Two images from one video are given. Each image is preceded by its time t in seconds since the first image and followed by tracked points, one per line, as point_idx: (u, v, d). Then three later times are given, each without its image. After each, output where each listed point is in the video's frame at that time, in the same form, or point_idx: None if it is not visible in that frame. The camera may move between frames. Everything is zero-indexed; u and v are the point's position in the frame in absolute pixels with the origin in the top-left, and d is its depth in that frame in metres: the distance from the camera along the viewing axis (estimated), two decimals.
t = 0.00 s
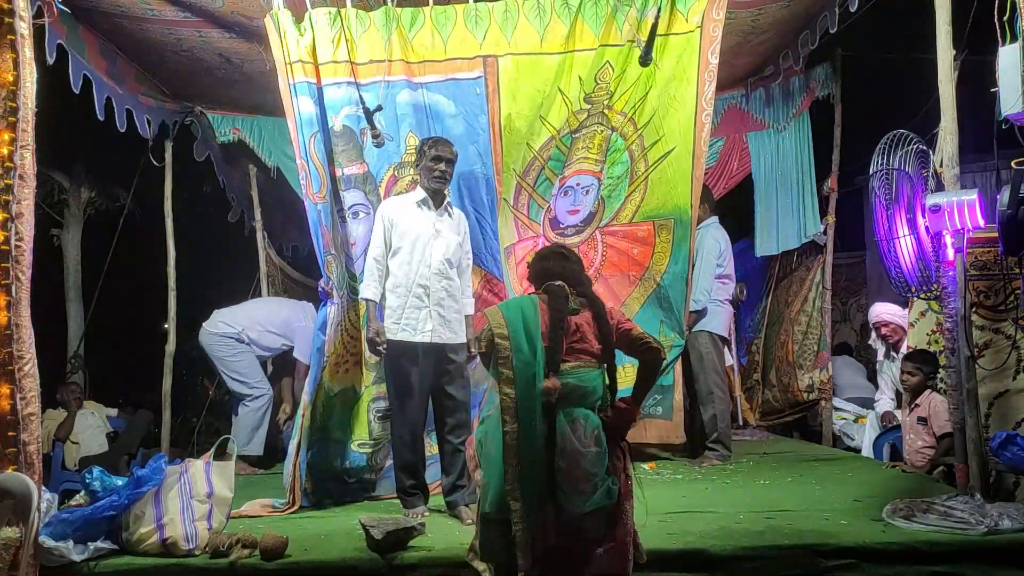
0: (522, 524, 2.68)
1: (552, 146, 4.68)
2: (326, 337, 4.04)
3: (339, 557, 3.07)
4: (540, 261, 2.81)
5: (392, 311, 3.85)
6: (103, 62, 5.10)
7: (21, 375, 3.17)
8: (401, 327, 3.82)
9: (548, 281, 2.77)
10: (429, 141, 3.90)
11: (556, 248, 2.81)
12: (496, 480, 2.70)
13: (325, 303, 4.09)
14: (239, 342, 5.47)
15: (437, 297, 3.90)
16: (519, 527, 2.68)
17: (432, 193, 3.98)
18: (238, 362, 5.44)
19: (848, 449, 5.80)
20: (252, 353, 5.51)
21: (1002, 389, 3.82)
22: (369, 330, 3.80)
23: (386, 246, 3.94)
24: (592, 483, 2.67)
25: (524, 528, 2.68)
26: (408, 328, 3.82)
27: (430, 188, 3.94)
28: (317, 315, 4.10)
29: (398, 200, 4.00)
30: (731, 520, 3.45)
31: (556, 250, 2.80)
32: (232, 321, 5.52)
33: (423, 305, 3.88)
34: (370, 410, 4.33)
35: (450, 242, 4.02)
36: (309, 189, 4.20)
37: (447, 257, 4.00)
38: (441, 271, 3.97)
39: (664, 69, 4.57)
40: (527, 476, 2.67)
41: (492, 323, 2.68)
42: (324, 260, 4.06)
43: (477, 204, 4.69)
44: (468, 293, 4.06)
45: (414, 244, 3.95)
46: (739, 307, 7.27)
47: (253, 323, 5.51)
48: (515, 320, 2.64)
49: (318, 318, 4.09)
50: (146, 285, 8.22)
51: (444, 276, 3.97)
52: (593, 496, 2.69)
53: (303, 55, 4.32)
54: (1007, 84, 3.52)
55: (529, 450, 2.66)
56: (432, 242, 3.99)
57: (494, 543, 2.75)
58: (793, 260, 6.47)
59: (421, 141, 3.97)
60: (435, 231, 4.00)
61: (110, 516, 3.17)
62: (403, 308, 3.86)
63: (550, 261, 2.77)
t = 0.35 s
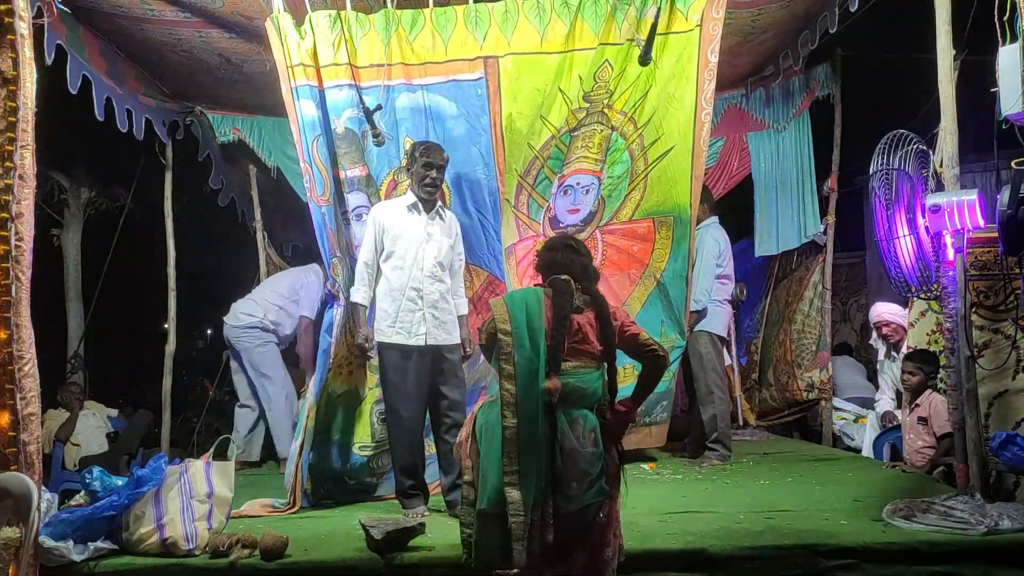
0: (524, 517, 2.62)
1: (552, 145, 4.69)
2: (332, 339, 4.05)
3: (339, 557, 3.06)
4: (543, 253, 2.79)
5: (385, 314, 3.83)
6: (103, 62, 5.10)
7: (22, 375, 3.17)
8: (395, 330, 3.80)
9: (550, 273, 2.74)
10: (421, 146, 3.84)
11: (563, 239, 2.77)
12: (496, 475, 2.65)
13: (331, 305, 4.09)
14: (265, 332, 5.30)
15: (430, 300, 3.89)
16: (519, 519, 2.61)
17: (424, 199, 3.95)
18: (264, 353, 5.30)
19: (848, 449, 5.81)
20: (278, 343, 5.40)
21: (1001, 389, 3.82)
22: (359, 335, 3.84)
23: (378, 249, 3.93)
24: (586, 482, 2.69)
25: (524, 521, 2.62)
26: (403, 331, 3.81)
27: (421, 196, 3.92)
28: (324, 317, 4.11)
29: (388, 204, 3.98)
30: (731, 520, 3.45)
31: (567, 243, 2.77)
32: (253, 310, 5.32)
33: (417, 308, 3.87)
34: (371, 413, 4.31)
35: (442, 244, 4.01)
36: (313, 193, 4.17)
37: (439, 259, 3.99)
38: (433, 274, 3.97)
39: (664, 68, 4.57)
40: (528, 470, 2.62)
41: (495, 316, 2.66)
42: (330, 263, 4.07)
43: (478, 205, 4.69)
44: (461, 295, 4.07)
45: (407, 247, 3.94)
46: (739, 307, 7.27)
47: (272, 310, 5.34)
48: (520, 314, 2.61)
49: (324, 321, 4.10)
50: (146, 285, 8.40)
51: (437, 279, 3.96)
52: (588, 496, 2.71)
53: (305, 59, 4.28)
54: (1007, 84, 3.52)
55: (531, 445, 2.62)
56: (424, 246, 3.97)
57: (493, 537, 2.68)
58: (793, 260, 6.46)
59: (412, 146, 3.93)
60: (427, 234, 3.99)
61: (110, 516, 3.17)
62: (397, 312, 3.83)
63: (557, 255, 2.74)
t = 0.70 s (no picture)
0: (534, 513, 2.62)
1: (553, 147, 4.70)
2: (332, 339, 4.02)
3: (340, 557, 3.06)
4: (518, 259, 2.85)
5: (383, 316, 3.84)
6: (103, 62, 5.09)
7: (21, 374, 3.17)
8: (395, 332, 3.81)
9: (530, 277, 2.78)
10: (415, 146, 3.87)
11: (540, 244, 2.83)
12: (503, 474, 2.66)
13: (330, 305, 4.08)
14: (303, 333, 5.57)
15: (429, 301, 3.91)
16: (530, 515, 2.62)
17: (418, 199, 3.95)
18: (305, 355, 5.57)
19: (848, 449, 5.82)
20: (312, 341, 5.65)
21: (1001, 388, 3.82)
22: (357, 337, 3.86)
23: (374, 252, 3.93)
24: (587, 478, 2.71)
25: (536, 516, 2.62)
26: (403, 334, 3.81)
27: (417, 193, 3.91)
28: (323, 317, 4.08)
29: (382, 205, 3.97)
30: (731, 520, 3.45)
31: (539, 253, 2.80)
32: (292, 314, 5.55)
33: (416, 309, 3.88)
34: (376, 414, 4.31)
35: (439, 246, 4.00)
36: (312, 191, 4.20)
37: (435, 261, 3.98)
38: (430, 275, 3.96)
39: (664, 69, 4.59)
40: (534, 467, 2.62)
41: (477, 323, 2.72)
42: (329, 261, 4.10)
43: (477, 205, 4.68)
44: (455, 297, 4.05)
45: (402, 249, 3.93)
46: (739, 307, 7.26)
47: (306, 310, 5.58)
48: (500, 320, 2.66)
49: (324, 320, 4.07)
50: (146, 285, 8.41)
51: (434, 281, 3.97)
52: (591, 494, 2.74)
53: (305, 57, 4.29)
54: (1007, 84, 3.52)
55: (532, 443, 2.63)
56: (421, 247, 3.96)
57: (507, 534, 2.69)
58: (793, 260, 6.46)
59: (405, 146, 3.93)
60: (424, 236, 3.97)
61: (110, 516, 3.17)
62: (396, 313, 3.84)
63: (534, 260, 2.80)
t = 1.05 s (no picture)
0: (516, 431, 2.74)
1: (552, 147, 4.70)
2: (334, 341, 3.98)
3: (339, 557, 3.06)
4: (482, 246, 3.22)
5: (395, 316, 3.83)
6: (103, 62, 5.09)
7: (21, 375, 3.17)
8: (406, 332, 3.80)
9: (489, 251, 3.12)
10: (411, 144, 3.85)
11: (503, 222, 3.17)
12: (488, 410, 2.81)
13: (331, 307, 4.04)
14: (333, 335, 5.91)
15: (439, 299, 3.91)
16: (512, 430, 2.73)
17: (418, 196, 3.97)
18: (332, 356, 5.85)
19: (848, 449, 5.82)
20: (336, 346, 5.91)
21: (1001, 388, 3.82)
22: (373, 338, 3.71)
23: (380, 251, 3.88)
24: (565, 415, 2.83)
25: (518, 430, 2.73)
26: (413, 333, 3.81)
27: (416, 191, 3.93)
28: (325, 320, 4.06)
29: (383, 203, 3.95)
30: (731, 520, 3.45)
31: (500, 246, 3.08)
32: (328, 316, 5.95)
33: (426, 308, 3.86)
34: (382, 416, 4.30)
35: (442, 245, 4.02)
36: (313, 190, 4.11)
37: (440, 258, 4.00)
38: (436, 274, 3.97)
39: (663, 69, 4.55)
40: (515, 391, 2.77)
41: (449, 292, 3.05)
42: (330, 262, 4.04)
43: (478, 203, 4.70)
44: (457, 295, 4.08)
45: (406, 248, 3.91)
46: (739, 307, 7.24)
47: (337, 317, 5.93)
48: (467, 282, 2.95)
49: (326, 323, 4.05)
50: (146, 285, 8.40)
51: (440, 279, 3.98)
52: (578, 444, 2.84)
53: (304, 59, 4.26)
54: (1007, 84, 3.52)
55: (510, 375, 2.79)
56: (424, 245, 3.96)
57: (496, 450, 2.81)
58: (793, 260, 6.46)
59: (405, 144, 3.89)
60: (426, 235, 3.98)
61: (110, 516, 3.17)
62: (405, 313, 3.83)
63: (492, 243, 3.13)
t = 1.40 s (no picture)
0: (519, 394, 3.09)
1: (553, 145, 4.72)
2: (332, 341, 4.04)
3: (339, 557, 3.07)
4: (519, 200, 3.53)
5: (410, 314, 3.83)
6: (103, 61, 5.09)
7: (21, 374, 3.17)
8: (424, 330, 3.82)
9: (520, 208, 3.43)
10: (415, 143, 3.91)
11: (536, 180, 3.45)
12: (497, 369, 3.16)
13: (329, 306, 4.09)
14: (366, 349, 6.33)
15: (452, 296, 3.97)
16: (514, 393, 3.08)
17: (428, 195, 3.96)
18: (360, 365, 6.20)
19: (848, 449, 5.82)
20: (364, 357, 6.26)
21: (1001, 388, 3.82)
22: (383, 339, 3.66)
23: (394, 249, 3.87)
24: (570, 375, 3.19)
25: (520, 393, 3.09)
26: (431, 332, 3.83)
27: (428, 191, 3.95)
28: (322, 318, 4.09)
29: (393, 202, 3.93)
30: (731, 520, 3.45)
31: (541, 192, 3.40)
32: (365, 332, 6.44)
33: (442, 305, 3.91)
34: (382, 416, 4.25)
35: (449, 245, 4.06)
36: (309, 189, 4.14)
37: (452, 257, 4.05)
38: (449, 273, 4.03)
39: (657, 65, 4.56)
40: (523, 355, 3.12)
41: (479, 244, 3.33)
42: (328, 260, 4.07)
43: (474, 205, 4.76)
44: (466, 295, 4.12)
45: (421, 246, 3.93)
46: (739, 307, 7.21)
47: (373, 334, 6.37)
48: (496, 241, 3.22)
49: (323, 322, 4.08)
50: (146, 285, 8.40)
51: (453, 278, 4.03)
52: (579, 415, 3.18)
53: (303, 58, 4.23)
54: (1008, 84, 3.52)
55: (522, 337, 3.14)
56: (437, 245, 3.99)
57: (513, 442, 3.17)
58: (793, 261, 6.46)
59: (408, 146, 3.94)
60: (437, 236, 4.00)
61: (110, 516, 3.18)
62: (422, 311, 3.84)
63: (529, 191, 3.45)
